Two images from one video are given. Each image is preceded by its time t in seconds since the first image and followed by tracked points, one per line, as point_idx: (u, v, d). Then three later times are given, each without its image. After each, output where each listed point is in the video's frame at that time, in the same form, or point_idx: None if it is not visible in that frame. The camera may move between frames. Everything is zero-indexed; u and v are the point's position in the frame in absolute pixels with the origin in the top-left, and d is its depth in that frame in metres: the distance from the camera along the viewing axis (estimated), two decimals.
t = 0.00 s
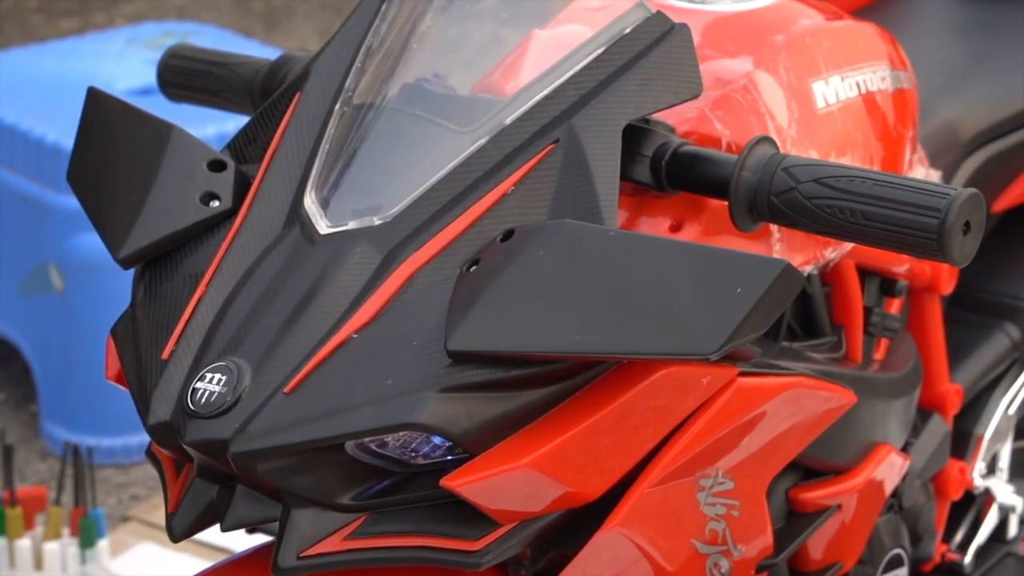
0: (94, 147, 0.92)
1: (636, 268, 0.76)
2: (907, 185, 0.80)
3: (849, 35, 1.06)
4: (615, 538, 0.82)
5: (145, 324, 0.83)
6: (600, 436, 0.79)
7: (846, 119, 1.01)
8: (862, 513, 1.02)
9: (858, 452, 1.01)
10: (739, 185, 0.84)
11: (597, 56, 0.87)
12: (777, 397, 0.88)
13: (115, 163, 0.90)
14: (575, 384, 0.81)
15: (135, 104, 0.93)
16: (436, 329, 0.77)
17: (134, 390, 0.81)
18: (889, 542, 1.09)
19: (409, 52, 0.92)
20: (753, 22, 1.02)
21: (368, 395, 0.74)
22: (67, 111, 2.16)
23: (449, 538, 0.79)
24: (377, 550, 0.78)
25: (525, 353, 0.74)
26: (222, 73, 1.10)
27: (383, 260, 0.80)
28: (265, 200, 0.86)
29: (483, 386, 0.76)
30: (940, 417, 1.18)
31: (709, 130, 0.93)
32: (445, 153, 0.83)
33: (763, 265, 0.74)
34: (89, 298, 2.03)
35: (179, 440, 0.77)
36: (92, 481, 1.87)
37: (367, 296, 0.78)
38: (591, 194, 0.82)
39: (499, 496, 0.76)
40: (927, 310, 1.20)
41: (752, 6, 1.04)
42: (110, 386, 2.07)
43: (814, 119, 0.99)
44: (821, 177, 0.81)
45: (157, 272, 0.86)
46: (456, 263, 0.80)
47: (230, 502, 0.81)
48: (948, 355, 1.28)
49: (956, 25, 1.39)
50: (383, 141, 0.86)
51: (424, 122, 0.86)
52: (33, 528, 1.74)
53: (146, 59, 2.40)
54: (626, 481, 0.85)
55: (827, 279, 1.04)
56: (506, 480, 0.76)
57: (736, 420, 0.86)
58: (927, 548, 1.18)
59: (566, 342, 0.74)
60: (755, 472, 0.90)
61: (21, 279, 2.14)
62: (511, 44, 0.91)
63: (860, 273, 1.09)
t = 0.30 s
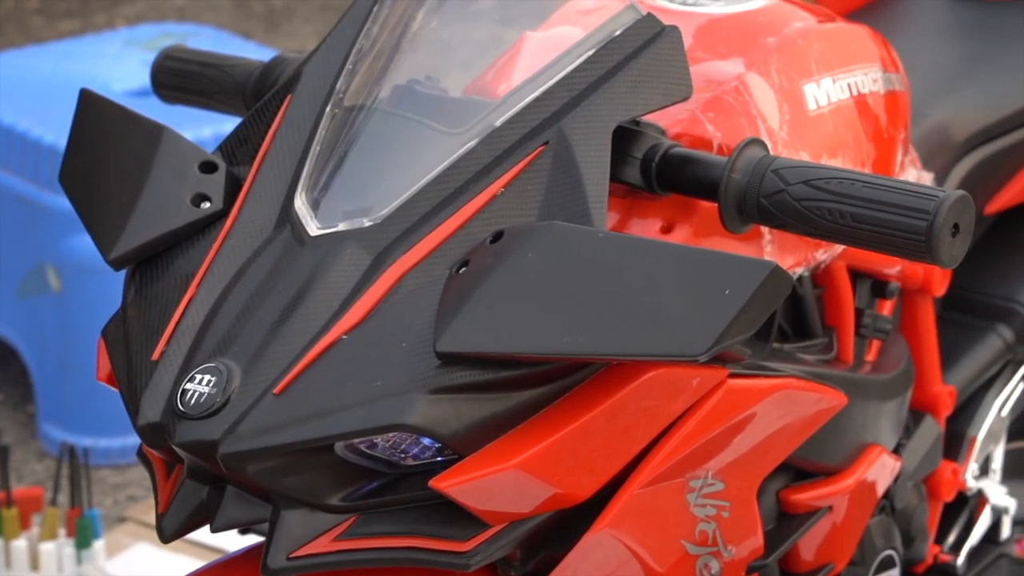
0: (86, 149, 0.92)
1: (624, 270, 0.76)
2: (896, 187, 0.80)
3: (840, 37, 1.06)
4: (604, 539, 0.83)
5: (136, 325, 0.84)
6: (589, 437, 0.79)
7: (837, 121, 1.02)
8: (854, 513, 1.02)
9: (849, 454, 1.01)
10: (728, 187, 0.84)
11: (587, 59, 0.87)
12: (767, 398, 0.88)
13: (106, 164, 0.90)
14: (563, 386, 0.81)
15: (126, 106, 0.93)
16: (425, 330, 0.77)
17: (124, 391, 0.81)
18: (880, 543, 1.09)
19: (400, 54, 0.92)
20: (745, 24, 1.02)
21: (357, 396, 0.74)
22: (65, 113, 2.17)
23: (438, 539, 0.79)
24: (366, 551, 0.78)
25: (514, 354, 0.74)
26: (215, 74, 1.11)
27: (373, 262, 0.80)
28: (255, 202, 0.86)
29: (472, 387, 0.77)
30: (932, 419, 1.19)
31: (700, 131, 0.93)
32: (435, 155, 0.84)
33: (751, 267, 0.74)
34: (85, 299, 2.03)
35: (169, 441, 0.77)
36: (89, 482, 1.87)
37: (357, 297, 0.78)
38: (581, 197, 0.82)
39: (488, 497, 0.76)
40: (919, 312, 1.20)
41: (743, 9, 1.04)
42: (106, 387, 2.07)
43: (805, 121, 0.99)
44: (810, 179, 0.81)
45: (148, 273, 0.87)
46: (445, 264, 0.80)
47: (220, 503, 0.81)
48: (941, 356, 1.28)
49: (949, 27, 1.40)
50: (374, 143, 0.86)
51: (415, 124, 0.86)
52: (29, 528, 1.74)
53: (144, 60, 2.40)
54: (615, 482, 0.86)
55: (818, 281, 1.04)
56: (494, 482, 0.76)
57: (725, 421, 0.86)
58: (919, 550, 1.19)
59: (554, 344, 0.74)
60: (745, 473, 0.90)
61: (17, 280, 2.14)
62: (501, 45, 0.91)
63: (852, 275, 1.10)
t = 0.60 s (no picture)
0: (75, 147, 0.92)
1: (612, 269, 0.76)
2: (884, 187, 0.80)
3: (831, 37, 1.06)
4: (592, 538, 0.83)
5: (124, 324, 0.84)
6: (577, 436, 0.79)
7: (828, 120, 1.02)
8: (844, 513, 1.02)
9: (839, 453, 1.01)
10: (717, 186, 0.84)
11: (575, 58, 0.87)
12: (755, 398, 0.88)
13: (96, 163, 0.91)
14: (551, 385, 0.81)
15: (116, 104, 0.93)
16: (413, 329, 0.77)
17: (112, 390, 0.81)
18: (871, 543, 1.09)
19: (389, 53, 0.92)
20: (735, 24, 1.02)
21: (344, 395, 0.74)
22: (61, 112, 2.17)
23: (426, 538, 0.79)
24: (353, 550, 0.78)
25: (501, 353, 0.74)
26: (207, 74, 1.11)
27: (361, 260, 0.80)
28: (244, 201, 0.86)
29: (459, 386, 0.77)
30: (924, 418, 1.19)
31: (690, 131, 0.93)
32: (424, 154, 0.84)
33: (738, 266, 0.74)
34: (81, 298, 2.04)
35: (156, 439, 0.77)
36: (83, 481, 1.87)
37: (345, 296, 0.78)
38: (569, 196, 0.83)
39: (475, 496, 0.76)
40: (911, 312, 1.20)
41: (734, 9, 1.04)
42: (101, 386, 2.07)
43: (796, 121, 0.99)
44: (798, 179, 0.81)
45: (137, 272, 0.87)
46: (433, 263, 0.80)
47: (208, 501, 0.81)
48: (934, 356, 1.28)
49: (942, 27, 1.40)
50: (363, 142, 0.86)
51: (403, 123, 0.86)
52: (24, 528, 1.75)
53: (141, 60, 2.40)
54: (604, 481, 0.86)
55: (808, 280, 1.04)
56: (481, 481, 0.76)
57: (713, 421, 0.86)
58: (911, 549, 1.19)
59: (541, 342, 0.74)
60: (733, 473, 0.90)
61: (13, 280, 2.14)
62: (491, 45, 0.91)
63: (843, 275, 1.10)
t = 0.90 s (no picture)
0: (63, 146, 0.92)
1: (597, 267, 0.76)
2: (870, 186, 0.80)
3: (820, 36, 1.06)
4: (578, 537, 0.83)
5: (110, 322, 0.84)
6: (562, 435, 0.79)
7: (817, 119, 1.02)
8: (832, 511, 1.02)
9: (827, 453, 1.01)
10: (703, 185, 0.84)
11: (562, 57, 0.87)
12: (741, 397, 0.88)
13: (83, 162, 0.90)
14: (536, 384, 0.81)
15: (104, 103, 0.93)
16: (397, 328, 0.77)
17: (97, 388, 0.81)
18: (860, 542, 1.09)
19: (377, 51, 0.92)
20: (724, 23, 1.02)
21: (328, 394, 0.74)
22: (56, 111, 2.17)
23: (411, 536, 0.79)
24: (338, 548, 0.78)
25: (485, 352, 0.74)
26: (196, 72, 1.10)
27: (347, 258, 0.80)
28: (230, 199, 0.86)
29: (443, 385, 0.77)
30: (914, 418, 1.19)
31: (677, 130, 0.93)
32: (410, 152, 0.84)
33: (722, 265, 0.74)
34: (74, 298, 2.04)
35: (141, 438, 0.77)
36: (75, 480, 1.87)
37: (330, 294, 0.78)
38: (555, 195, 0.82)
39: (459, 494, 0.76)
40: (901, 312, 1.20)
41: (723, 8, 1.04)
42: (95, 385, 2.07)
43: (784, 120, 0.99)
44: (784, 177, 0.81)
45: (123, 270, 0.87)
46: (419, 261, 0.80)
47: (193, 500, 0.81)
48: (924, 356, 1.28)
49: (934, 27, 1.40)
50: (350, 141, 0.86)
51: (390, 122, 0.86)
52: (16, 527, 1.75)
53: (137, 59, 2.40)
54: (590, 480, 0.86)
55: (797, 279, 1.04)
56: (465, 479, 0.76)
57: (699, 420, 0.86)
58: (901, 549, 1.18)
59: (525, 341, 0.74)
60: (720, 472, 0.90)
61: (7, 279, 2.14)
62: (479, 43, 0.91)
63: (832, 275, 1.10)
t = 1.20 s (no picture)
0: (50, 148, 0.92)
1: (582, 268, 0.76)
2: (855, 188, 0.80)
3: (809, 38, 1.06)
4: (563, 539, 0.83)
5: (96, 323, 0.84)
6: (547, 437, 0.79)
7: (805, 121, 1.02)
8: (821, 513, 1.02)
9: (815, 455, 1.01)
10: (689, 187, 0.84)
11: (548, 58, 0.87)
12: (728, 399, 0.88)
13: (70, 163, 0.90)
14: (522, 385, 0.81)
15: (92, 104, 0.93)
16: (382, 329, 0.77)
17: (83, 390, 0.81)
18: (850, 544, 1.09)
19: (363, 53, 0.92)
20: (713, 25, 1.02)
21: (313, 395, 0.74)
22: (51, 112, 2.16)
23: (396, 538, 0.79)
24: (324, 550, 0.78)
25: (469, 354, 0.74)
26: (186, 74, 1.10)
27: (333, 260, 0.80)
28: (216, 201, 0.86)
29: (427, 386, 0.77)
30: (905, 420, 1.19)
31: (665, 131, 0.93)
32: (396, 154, 0.84)
33: (706, 267, 0.74)
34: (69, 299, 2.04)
35: (126, 439, 0.77)
36: (69, 481, 1.87)
37: (315, 295, 0.78)
38: (540, 196, 0.82)
39: (443, 496, 0.76)
40: (892, 314, 1.20)
41: (712, 9, 1.05)
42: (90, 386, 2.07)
43: (772, 122, 0.99)
44: (769, 179, 0.81)
45: (110, 271, 0.87)
46: (404, 263, 0.80)
47: (179, 501, 0.81)
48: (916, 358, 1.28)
49: (926, 29, 1.40)
50: (336, 143, 0.86)
51: (376, 124, 0.86)
52: (10, 528, 1.74)
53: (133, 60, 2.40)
54: (576, 481, 0.86)
55: (785, 282, 1.04)
56: (450, 481, 0.76)
57: (685, 422, 0.86)
58: (891, 551, 1.18)
59: (509, 343, 0.74)
60: (707, 474, 0.90)
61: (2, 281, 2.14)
62: (467, 45, 0.91)
63: (821, 277, 1.10)
